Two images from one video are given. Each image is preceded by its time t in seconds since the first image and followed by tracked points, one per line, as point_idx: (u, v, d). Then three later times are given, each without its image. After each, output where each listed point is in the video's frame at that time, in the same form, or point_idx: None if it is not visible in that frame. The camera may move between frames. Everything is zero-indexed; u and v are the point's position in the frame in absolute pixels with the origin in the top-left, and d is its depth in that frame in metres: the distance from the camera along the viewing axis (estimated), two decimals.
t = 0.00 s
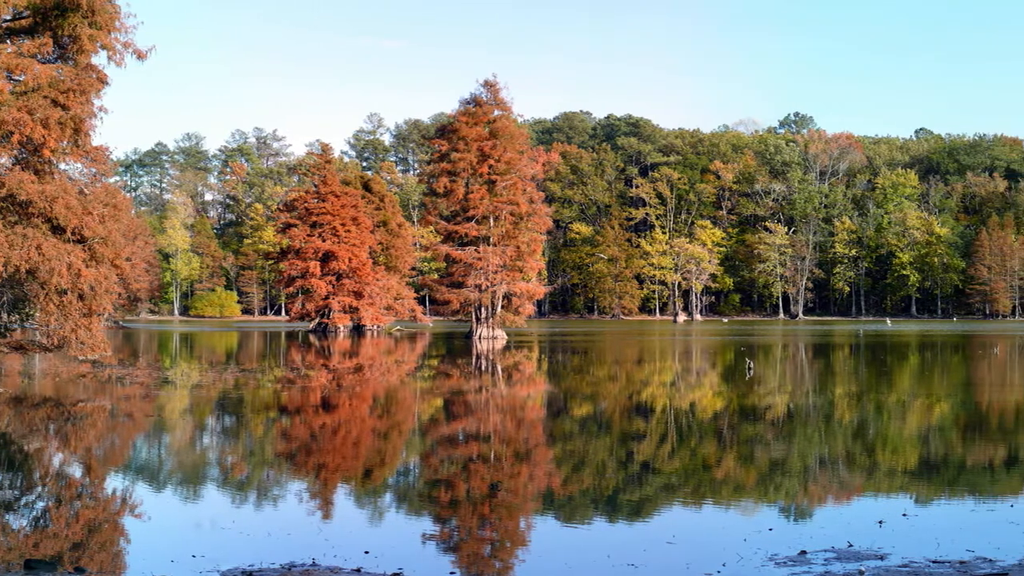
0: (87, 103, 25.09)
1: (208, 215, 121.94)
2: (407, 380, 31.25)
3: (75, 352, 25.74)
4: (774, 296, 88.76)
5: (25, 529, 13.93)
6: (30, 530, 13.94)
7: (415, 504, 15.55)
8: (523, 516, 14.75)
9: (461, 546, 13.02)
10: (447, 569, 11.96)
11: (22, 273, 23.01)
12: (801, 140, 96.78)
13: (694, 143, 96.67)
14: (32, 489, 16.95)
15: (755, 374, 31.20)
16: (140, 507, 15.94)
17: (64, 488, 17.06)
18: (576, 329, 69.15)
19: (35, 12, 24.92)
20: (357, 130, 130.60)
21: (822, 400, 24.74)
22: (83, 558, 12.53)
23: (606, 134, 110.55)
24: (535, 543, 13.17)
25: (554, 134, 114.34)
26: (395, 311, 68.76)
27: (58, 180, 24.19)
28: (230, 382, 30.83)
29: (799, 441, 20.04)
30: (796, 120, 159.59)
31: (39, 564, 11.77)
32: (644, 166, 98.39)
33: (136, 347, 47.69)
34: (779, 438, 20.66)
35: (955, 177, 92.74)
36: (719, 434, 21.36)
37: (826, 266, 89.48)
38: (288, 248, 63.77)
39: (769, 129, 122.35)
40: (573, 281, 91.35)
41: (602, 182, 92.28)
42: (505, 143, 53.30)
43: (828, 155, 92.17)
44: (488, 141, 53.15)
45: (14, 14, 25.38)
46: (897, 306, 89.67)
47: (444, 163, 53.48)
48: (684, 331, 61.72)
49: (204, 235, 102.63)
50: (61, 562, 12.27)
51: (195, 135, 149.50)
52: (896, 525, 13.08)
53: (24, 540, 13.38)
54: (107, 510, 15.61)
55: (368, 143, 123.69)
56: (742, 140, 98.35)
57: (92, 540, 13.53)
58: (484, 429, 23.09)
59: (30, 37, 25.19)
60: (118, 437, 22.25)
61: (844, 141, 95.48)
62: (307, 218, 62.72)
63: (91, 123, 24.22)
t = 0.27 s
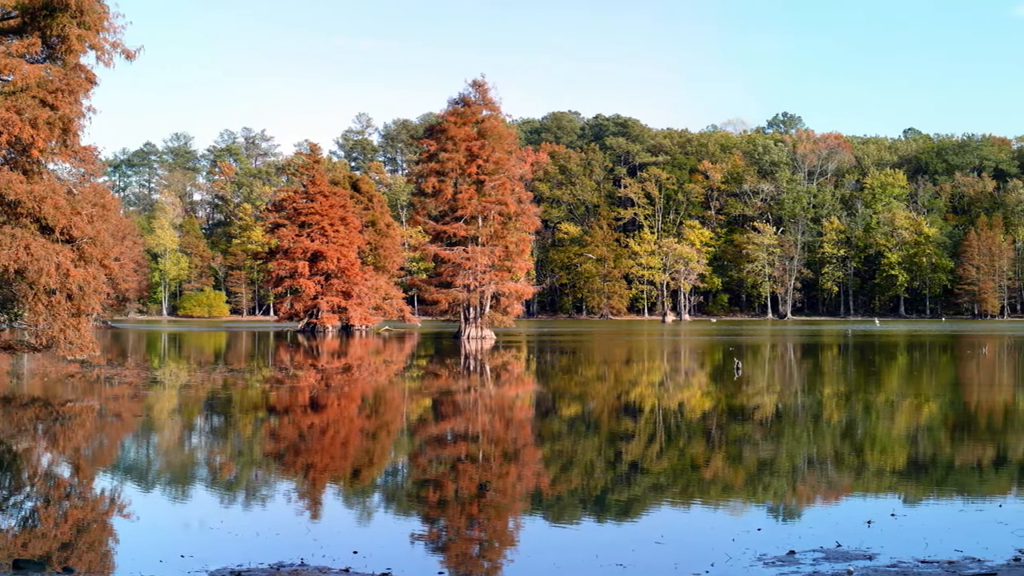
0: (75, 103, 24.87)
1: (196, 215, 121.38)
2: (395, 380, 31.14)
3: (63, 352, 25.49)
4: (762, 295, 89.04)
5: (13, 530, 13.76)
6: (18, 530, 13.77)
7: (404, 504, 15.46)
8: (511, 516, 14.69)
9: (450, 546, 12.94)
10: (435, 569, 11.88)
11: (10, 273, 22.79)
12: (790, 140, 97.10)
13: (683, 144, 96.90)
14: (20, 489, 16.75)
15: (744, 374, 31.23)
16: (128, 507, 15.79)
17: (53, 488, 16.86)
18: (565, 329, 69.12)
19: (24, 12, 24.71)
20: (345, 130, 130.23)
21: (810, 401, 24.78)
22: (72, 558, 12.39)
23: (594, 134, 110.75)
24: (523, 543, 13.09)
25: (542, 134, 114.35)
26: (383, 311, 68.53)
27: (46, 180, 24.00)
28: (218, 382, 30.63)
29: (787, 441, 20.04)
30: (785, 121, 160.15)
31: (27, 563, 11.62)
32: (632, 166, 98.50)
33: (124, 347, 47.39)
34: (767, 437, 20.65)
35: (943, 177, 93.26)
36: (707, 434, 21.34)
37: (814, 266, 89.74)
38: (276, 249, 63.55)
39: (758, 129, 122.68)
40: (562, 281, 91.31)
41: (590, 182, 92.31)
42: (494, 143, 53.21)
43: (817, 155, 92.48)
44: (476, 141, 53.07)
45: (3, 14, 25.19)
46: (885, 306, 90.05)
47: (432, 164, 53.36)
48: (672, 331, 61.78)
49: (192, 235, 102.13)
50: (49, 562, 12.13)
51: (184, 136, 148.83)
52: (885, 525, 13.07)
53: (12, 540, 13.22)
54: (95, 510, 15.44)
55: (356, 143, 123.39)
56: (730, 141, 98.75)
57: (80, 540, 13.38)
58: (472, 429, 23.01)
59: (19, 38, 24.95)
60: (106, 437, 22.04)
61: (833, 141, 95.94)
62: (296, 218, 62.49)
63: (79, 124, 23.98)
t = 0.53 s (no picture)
0: (64, 103, 24.69)
1: (185, 216, 120.78)
2: (383, 380, 31.03)
3: (52, 352, 25.24)
4: (750, 296, 89.30)
5: None
6: (4, 530, 13.60)
7: (392, 504, 15.37)
8: (500, 516, 14.62)
9: (438, 546, 12.85)
10: (424, 569, 11.79)
11: None
12: (778, 140, 97.40)
13: (671, 144, 97.06)
14: (7, 489, 16.56)
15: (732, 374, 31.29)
16: (117, 507, 15.64)
17: (40, 488, 16.67)
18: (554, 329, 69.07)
19: (12, 12, 24.60)
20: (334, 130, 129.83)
21: (798, 400, 24.83)
22: (60, 558, 12.27)
23: (582, 134, 110.79)
24: (512, 543, 13.03)
25: (531, 134, 114.28)
26: (372, 311, 68.31)
27: (35, 180, 23.84)
28: (206, 382, 30.46)
29: (776, 441, 20.04)
30: (773, 121, 160.69)
31: (14, 564, 11.48)
32: (620, 166, 98.49)
33: (111, 347, 47.14)
34: (755, 437, 20.65)
35: (932, 177, 93.71)
36: (696, 433, 21.33)
37: (803, 266, 90.01)
38: (265, 248, 63.26)
39: (746, 129, 122.93)
40: (550, 281, 91.27)
41: (579, 182, 92.33)
42: (482, 143, 53.09)
43: (805, 155, 92.78)
44: (465, 142, 52.97)
45: None
46: (874, 306, 90.43)
47: (421, 164, 53.22)
48: (660, 331, 61.83)
49: (181, 235, 101.66)
50: (36, 562, 11.99)
51: (172, 136, 148.10)
52: (873, 525, 13.06)
53: None
54: (83, 510, 15.28)
55: (345, 143, 123.04)
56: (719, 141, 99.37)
57: (69, 540, 13.24)
58: (460, 429, 22.94)
59: (6, 38, 24.70)
60: (95, 437, 21.81)
61: (821, 141, 96.31)
62: (284, 218, 62.26)
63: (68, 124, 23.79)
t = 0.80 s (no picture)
0: (52, 104, 24.49)
1: (173, 216, 120.16)
2: (372, 380, 30.91)
3: (40, 352, 25.15)
4: (739, 295, 89.51)
5: None
6: None
7: (381, 504, 15.27)
8: (489, 516, 14.55)
9: (427, 546, 12.78)
10: (412, 569, 11.71)
11: None
12: (767, 140, 97.65)
13: (660, 144, 97.22)
14: None
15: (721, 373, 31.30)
16: (105, 507, 15.49)
17: (29, 488, 16.48)
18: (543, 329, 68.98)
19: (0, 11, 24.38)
20: (322, 130, 129.44)
21: (786, 400, 24.87)
22: (48, 557, 12.13)
23: (571, 133, 110.80)
24: (500, 543, 12.96)
25: (519, 134, 114.18)
26: (360, 311, 68.07)
27: (23, 180, 23.75)
28: (195, 382, 30.27)
29: (764, 441, 20.04)
30: (762, 121, 161.14)
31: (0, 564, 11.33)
32: (609, 166, 98.48)
33: (99, 347, 46.84)
34: (744, 437, 20.64)
35: (920, 177, 94.09)
36: (685, 433, 21.31)
37: (791, 266, 90.26)
38: (253, 248, 63.00)
39: (735, 130, 123.22)
40: (538, 281, 91.22)
41: (567, 182, 92.32)
42: (470, 144, 52.99)
43: (793, 155, 93.08)
44: (453, 141, 52.93)
45: None
46: (862, 306, 90.76)
47: (409, 163, 53.10)
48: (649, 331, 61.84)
49: (169, 235, 101.18)
50: (23, 562, 11.84)
51: (160, 136, 147.40)
52: (861, 525, 13.07)
53: None
54: (72, 510, 15.12)
55: (333, 143, 122.70)
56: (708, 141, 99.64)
57: (57, 540, 13.08)
58: (449, 429, 22.84)
59: None
60: (85, 437, 21.57)
61: (810, 141, 96.68)
62: (272, 217, 62.01)
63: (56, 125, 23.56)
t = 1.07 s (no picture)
0: (41, 103, 24.42)
1: (161, 216, 119.56)
2: (360, 380, 30.76)
3: (28, 353, 25.13)
4: (728, 295, 89.71)
5: None
6: None
7: (369, 504, 15.17)
8: (477, 516, 14.47)
9: (415, 546, 12.68)
10: (401, 569, 11.62)
11: None
12: (756, 140, 97.96)
13: (648, 144, 97.39)
14: None
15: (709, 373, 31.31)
16: (94, 507, 15.32)
17: (17, 488, 16.29)
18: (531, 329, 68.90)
19: None
20: (311, 130, 129.04)
21: (775, 400, 24.89)
22: (36, 557, 11.99)
23: (559, 133, 110.82)
24: (489, 543, 12.88)
25: (507, 134, 114.14)
26: (349, 311, 67.83)
27: (12, 180, 23.80)
28: (183, 382, 30.08)
29: (753, 441, 20.03)
30: (751, 121, 161.56)
31: None
32: (597, 166, 98.50)
33: (87, 347, 46.54)
34: (732, 438, 20.63)
35: (909, 176, 94.51)
36: (673, 433, 21.28)
37: (780, 266, 90.50)
38: (242, 248, 62.70)
39: (724, 130, 123.54)
40: (527, 281, 91.17)
41: (556, 182, 92.32)
42: (459, 144, 52.90)
43: (782, 155, 93.45)
44: (442, 141, 52.81)
45: None
46: (851, 305, 91.09)
47: (398, 164, 52.97)
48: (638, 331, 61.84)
49: (157, 235, 100.67)
50: (11, 562, 11.70)
51: (148, 136, 146.66)
52: (850, 525, 13.05)
53: None
54: (60, 510, 14.96)
55: (322, 143, 122.35)
56: (696, 141, 99.92)
57: (46, 540, 12.93)
58: (437, 429, 22.73)
59: None
60: (73, 437, 21.34)
61: (798, 141, 97.08)
62: (261, 217, 61.75)
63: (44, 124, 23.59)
